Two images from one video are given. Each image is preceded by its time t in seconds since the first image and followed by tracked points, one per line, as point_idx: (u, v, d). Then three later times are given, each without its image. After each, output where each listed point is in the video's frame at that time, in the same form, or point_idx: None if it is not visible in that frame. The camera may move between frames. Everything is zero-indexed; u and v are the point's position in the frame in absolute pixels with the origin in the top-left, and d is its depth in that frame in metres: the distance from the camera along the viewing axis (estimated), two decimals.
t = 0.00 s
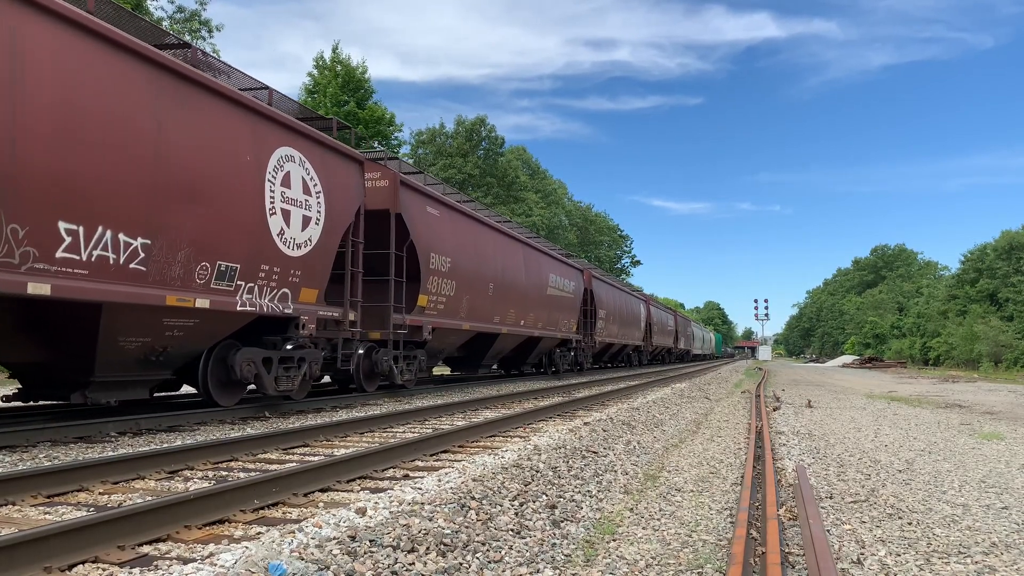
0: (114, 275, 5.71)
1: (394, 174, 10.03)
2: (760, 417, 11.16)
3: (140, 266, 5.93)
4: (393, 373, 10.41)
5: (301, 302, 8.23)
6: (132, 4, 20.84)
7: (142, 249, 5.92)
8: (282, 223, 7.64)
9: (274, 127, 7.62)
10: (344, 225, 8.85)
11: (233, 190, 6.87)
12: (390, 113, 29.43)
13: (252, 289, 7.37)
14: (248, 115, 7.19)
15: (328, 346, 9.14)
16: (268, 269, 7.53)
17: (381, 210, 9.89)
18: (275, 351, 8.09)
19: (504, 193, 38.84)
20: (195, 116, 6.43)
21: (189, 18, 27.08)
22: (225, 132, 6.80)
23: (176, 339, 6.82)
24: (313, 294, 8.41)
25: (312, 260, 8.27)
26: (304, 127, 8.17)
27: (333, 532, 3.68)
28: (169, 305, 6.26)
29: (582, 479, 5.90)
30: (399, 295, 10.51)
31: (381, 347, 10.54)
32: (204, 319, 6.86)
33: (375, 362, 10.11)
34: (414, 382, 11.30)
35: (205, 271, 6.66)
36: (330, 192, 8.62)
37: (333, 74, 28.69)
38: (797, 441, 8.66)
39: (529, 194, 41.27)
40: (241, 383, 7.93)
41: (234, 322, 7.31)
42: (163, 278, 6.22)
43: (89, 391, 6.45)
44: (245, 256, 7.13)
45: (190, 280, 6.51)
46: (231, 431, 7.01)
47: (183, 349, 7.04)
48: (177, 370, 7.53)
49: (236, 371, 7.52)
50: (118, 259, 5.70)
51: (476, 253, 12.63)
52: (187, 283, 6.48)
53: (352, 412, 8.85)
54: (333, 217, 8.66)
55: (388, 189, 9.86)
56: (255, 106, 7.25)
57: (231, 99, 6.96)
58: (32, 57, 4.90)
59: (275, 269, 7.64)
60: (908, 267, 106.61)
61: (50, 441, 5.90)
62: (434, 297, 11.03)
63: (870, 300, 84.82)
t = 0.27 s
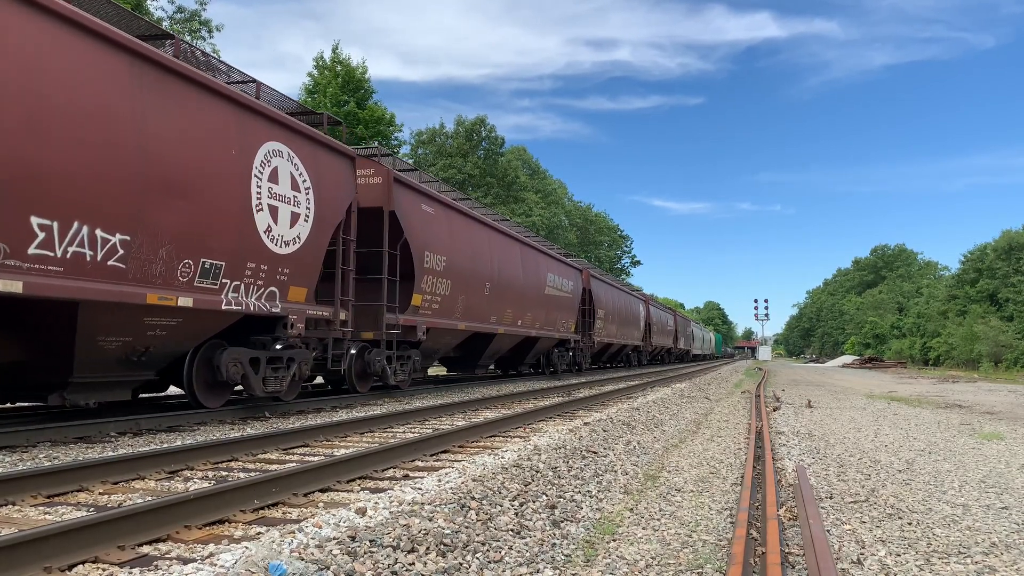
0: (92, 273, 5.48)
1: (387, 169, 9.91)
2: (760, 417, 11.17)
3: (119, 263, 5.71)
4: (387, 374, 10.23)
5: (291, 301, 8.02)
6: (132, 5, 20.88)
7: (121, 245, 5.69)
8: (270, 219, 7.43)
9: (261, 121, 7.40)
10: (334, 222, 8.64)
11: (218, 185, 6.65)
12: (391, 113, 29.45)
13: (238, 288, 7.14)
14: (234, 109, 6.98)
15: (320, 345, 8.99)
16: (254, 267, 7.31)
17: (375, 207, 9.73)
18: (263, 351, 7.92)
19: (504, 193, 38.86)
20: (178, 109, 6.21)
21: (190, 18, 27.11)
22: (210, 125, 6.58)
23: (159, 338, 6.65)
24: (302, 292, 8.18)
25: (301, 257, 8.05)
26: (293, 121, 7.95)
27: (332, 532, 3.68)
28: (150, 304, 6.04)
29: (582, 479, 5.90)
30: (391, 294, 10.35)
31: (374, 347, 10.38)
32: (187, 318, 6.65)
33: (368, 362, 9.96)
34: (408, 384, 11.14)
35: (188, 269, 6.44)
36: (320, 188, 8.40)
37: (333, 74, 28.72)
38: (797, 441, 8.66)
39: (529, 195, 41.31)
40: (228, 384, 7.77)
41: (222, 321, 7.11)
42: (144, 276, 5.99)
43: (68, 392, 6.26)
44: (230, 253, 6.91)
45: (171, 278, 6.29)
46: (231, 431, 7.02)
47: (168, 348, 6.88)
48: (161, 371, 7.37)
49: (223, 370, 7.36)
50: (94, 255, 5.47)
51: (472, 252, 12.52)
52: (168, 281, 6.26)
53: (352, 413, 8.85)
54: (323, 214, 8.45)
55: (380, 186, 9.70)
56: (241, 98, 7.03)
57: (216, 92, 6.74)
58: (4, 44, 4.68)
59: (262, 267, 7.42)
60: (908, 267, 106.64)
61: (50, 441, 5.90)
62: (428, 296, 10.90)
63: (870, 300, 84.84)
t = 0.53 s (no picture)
0: (71, 270, 5.32)
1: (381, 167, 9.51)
2: (760, 417, 11.16)
3: (99, 260, 5.55)
4: (380, 374, 10.06)
5: (281, 300, 7.86)
6: (132, 4, 20.88)
7: (101, 242, 5.52)
8: (257, 216, 7.28)
9: (250, 115, 7.27)
10: (325, 219, 8.50)
11: (204, 181, 6.51)
12: (390, 113, 29.45)
13: (226, 286, 6.99)
14: (221, 103, 6.84)
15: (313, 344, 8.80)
16: (241, 264, 7.16)
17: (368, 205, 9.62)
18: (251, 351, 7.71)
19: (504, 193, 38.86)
20: (162, 103, 6.07)
21: (190, 18, 27.10)
22: (196, 119, 6.44)
23: (142, 338, 6.49)
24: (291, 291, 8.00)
25: (291, 255, 7.89)
26: (282, 115, 7.82)
27: (332, 532, 3.68)
28: (133, 302, 5.88)
29: (582, 479, 5.90)
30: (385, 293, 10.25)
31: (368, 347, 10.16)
32: (171, 318, 6.51)
33: (361, 362, 9.74)
34: (403, 384, 10.96)
35: (172, 267, 6.29)
36: (311, 184, 8.25)
37: (333, 74, 28.71)
38: (797, 441, 8.66)
39: (529, 194, 41.30)
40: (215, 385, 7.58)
41: (207, 319, 6.94)
42: (126, 274, 5.83)
43: (47, 394, 6.08)
44: (216, 250, 6.76)
45: (154, 276, 6.13)
46: (231, 431, 7.01)
47: (153, 348, 6.71)
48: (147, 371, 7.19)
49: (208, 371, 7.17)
50: (73, 252, 5.31)
51: (467, 250, 12.46)
52: (151, 279, 6.11)
53: (352, 412, 8.85)
54: (314, 210, 8.31)
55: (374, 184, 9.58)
56: (228, 92, 6.90)
57: (203, 86, 6.61)
58: None
59: (249, 265, 7.27)
60: (908, 267, 106.65)
61: (50, 441, 5.90)
62: (423, 295, 10.83)
63: (870, 300, 84.84)
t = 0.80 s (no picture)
0: (50, 268, 5.18)
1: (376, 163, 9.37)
2: (760, 417, 11.16)
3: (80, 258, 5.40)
4: (375, 374, 9.99)
5: (271, 299, 7.73)
6: (132, 4, 20.89)
7: (82, 239, 5.38)
8: (246, 213, 7.15)
9: (240, 111, 7.13)
10: (317, 217, 8.39)
11: (193, 177, 6.37)
12: (391, 113, 29.45)
13: (214, 285, 6.85)
14: (210, 98, 6.71)
15: (305, 344, 8.71)
16: (230, 263, 7.01)
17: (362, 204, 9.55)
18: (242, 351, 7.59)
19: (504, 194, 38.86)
20: (149, 97, 5.94)
21: (190, 18, 27.10)
22: (184, 114, 6.31)
23: (127, 338, 6.36)
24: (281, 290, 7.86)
25: (281, 252, 7.76)
26: (274, 112, 7.69)
27: (332, 532, 3.68)
28: (116, 301, 5.73)
29: (582, 479, 5.90)
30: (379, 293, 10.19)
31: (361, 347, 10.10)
32: (158, 317, 6.36)
33: (356, 362, 9.70)
34: (398, 385, 10.92)
35: (159, 265, 6.14)
36: (302, 181, 8.13)
37: (333, 75, 28.72)
38: (797, 441, 8.66)
39: (529, 195, 41.29)
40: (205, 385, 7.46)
41: (195, 318, 6.80)
42: (109, 272, 5.67)
43: (29, 395, 5.94)
44: (205, 249, 6.61)
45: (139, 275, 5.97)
46: (231, 431, 7.02)
47: (139, 347, 6.57)
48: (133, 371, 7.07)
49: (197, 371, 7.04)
50: (53, 249, 5.16)
51: (463, 250, 12.43)
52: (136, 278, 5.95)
53: (352, 412, 8.86)
54: (306, 208, 8.18)
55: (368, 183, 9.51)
56: (218, 88, 6.77)
57: (192, 81, 6.48)
58: None
59: (238, 263, 7.11)
60: (908, 267, 106.66)
61: (50, 441, 5.90)
62: (419, 294, 10.81)
63: (870, 300, 84.84)
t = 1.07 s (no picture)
0: (31, 266, 4.99)
1: (369, 161, 9.38)
2: (760, 417, 11.17)
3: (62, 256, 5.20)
4: (369, 375, 9.88)
5: (262, 298, 7.57)
6: (132, 5, 20.93)
7: (66, 236, 5.20)
8: (237, 210, 6.97)
9: (232, 106, 6.98)
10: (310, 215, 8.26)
11: (183, 173, 6.21)
12: (391, 113, 29.45)
13: (203, 283, 6.67)
14: (201, 93, 6.55)
15: (298, 344, 8.58)
16: (220, 261, 6.84)
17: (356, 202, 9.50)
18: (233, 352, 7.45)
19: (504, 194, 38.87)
20: (137, 90, 5.76)
21: (190, 18, 27.11)
22: (175, 109, 6.15)
23: (114, 337, 6.17)
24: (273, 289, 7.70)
25: (272, 250, 7.60)
26: (267, 108, 7.54)
27: (333, 532, 3.68)
28: (100, 299, 5.54)
29: (582, 479, 5.90)
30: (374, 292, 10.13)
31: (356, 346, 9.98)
32: (145, 316, 6.17)
33: (350, 362, 9.61)
34: (394, 385, 10.84)
35: (146, 263, 5.96)
36: (294, 178, 7.99)
37: (333, 74, 28.73)
38: (797, 441, 8.66)
39: (529, 195, 41.29)
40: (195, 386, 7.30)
41: (184, 317, 6.60)
42: (94, 269, 5.49)
43: (12, 395, 5.76)
44: (194, 247, 6.44)
45: (125, 273, 5.79)
46: (231, 431, 7.02)
47: (127, 347, 6.39)
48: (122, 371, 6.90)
49: (186, 372, 6.88)
50: (36, 246, 4.98)
51: (459, 249, 12.40)
52: (122, 276, 5.76)
53: (352, 412, 8.86)
54: (298, 205, 8.03)
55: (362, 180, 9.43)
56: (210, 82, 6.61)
57: (184, 75, 6.33)
58: None
59: (229, 262, 6.95)
60: (908, 267, 106.67)
61: (50, 441, 5.90)
62: (414, 294, 10.78)
63: (870, 300, 84.83)
